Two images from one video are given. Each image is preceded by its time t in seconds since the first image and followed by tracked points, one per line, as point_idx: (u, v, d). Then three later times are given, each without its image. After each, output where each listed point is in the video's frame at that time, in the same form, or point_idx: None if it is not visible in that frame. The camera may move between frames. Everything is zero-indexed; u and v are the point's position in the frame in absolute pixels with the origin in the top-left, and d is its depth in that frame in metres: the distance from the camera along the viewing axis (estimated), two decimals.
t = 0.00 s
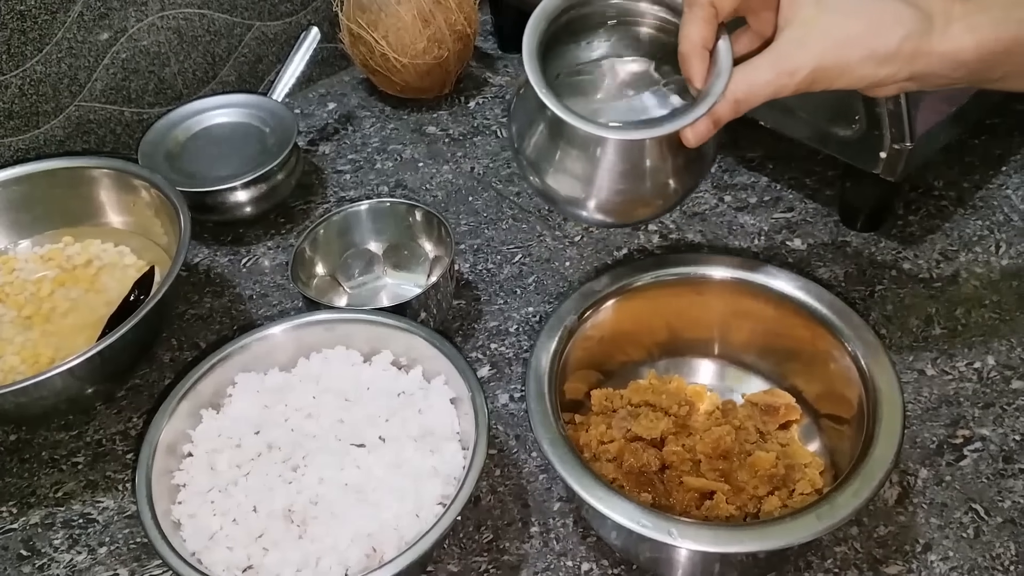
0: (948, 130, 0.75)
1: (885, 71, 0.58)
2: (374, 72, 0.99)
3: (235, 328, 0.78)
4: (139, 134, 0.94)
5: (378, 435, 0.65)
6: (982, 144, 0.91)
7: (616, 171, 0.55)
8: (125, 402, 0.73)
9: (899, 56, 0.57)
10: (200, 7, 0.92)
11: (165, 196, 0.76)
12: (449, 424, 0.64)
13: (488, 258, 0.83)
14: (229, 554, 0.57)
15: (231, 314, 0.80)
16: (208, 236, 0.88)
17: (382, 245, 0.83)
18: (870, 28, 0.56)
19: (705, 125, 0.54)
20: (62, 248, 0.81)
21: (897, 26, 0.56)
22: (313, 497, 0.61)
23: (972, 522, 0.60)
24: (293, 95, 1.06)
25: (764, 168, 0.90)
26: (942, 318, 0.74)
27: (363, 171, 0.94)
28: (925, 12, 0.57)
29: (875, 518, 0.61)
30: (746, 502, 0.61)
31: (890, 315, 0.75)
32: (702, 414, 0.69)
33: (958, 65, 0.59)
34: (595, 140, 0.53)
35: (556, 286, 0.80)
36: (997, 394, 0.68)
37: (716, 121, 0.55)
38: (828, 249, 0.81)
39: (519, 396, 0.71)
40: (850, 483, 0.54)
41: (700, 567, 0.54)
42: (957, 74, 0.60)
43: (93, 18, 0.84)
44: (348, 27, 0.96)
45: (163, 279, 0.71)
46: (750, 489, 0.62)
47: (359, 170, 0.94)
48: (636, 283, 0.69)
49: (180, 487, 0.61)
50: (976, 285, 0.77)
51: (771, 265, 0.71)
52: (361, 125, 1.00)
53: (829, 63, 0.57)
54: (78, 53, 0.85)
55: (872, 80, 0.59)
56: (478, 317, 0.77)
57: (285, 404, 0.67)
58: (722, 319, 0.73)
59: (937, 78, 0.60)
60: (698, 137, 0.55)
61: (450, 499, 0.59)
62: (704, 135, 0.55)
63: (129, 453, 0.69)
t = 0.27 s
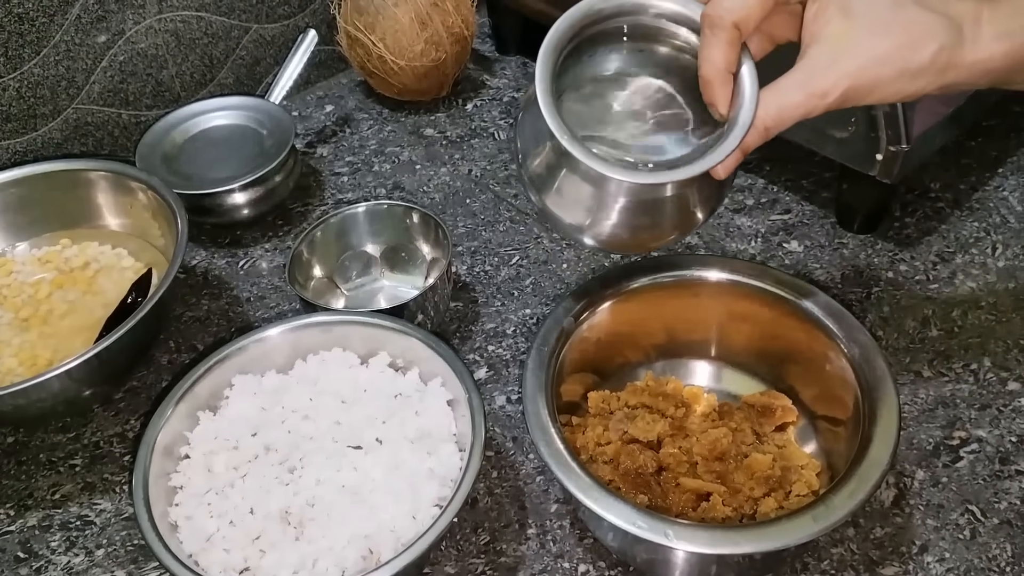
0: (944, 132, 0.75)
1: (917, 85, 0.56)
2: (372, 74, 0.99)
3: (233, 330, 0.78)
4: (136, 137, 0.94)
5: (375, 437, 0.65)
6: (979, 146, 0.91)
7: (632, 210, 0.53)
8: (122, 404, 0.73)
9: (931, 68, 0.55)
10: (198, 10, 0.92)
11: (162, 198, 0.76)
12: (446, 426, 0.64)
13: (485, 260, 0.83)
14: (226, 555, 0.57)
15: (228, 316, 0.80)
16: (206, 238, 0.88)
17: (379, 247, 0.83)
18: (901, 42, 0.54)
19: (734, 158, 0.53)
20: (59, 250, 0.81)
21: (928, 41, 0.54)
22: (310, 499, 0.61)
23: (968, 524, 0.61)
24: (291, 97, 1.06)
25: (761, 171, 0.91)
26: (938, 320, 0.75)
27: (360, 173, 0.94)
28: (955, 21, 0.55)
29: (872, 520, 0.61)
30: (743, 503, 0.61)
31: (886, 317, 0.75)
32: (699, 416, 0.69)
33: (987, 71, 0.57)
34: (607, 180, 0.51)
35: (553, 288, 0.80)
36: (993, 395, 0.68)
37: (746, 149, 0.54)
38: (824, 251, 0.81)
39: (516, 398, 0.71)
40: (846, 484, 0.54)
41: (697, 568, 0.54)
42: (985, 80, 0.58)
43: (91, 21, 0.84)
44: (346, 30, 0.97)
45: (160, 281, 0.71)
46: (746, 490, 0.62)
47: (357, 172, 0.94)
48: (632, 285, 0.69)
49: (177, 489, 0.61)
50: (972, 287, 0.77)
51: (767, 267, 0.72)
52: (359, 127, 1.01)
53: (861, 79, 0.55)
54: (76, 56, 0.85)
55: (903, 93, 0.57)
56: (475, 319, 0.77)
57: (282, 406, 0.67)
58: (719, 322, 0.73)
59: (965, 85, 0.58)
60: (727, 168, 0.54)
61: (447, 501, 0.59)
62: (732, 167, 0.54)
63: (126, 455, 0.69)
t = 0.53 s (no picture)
0: (944, 129, 0.75)
1: (925, 90, 0.56)
2: (372, 72, 0.99)
3: (233, 327, 0.78)
4: (136, 135, 0.94)
5: (375, 434, 0.65)
6: (979, 143, 0.91)
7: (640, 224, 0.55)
8: (122, 401, 0.73)
9: (940, 75, 0.55)
10: (198, 8, 0.92)
11: (162, 196, 0.76)
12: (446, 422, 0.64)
13: (485, 257, 0.83)
14: (226, 552, 0.57)
15: (228, 314, 0.80)
16: (206, 236, 0.88)
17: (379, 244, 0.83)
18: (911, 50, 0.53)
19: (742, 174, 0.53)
20: (60, 248, 0.81)
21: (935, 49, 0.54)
22: (310, 496, 0.61)
23: (968, 520, 0.61)
24: (291, 95, 1.06)
25: (761, 168, 0.91)
26: (938, 316, 0.75)
27: (360, 170, 0.94)
28: (963, 25, 0.54)
29: (871, 516, 0.61)
30: (742, 500, 0.61)
31: (886, 313, 0.75)
32: (698, 413, 0.69)
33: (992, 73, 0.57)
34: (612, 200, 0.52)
35: (553, 286, 0.80)
36: (993, 392, 0.68)
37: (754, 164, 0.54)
38: (824, 248, 0.81)
39: (516, 395, 0.71)
40: (845, 480, 0.54)
41: (696, 564, 0.55)
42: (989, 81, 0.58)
43: (91, 19, 0.85)
44: (346, 27, 0.97)
45: (160, 279, 0.71)
46: (745, 487, 0.62)
47: (357, 170, 0.94)
48: (632, 282, 0.69)
49: (178, 486, 0.61)
50: (972, 283, 0.77)
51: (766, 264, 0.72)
52: (359, 125, 1.01)
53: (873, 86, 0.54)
54: (76, 54, 0.85)
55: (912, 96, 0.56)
56: (475, 316, 0.77)
57: (282, 403, 0.67)
58: (718, 319, 0.73)
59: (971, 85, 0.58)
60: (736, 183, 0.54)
61: (447, 497, 0.59)
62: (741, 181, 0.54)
63: (127, 452, 0.69)
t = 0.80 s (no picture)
0: (943, 128, 0.75)
1: (921, 73, 0.55)
2: (372, 72, 0.99)
3: (233, 327, 0.78)
4: (137, 135, 0.94)
5: (374, 433, 0.65)
6: (978, 142, 0.91)
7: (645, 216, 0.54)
8: (123, 401, 0.74)
9: (936, 57, 0.55)
10: (198, 8, 0.92)
11: (161, 195, 0.76)
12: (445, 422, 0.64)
13: (485, 257, 0.84)
14: (226, 551, 0.57)
15: (228, 313, 0.80)
16: (206, 235, 0.88)
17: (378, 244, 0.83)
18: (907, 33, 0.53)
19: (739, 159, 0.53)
20: (60, 248, 0.81)
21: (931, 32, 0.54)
22: (310, 495, 0.61)
23: (967, 519, 0.61)
24: (291, 95, 1.06)
25: (761, 167, 0.91)
26: (937, 316, 0.75)
27: (360, 170, 0.94)
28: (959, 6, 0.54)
29: (870, 515, 0.61)
30: (740, 499, 0.62)
31: (885, 313, 0.75)
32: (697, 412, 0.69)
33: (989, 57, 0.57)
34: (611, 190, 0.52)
35: (553, 285, 0.80)
36: (992, 391, 0.68)
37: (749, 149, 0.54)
38: (824, 247, 0.81)
39: (515, 394, 0.71)
40: (843, 480, 0.54)
41: (695, 563, 0.55)
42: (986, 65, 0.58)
43: (91, 19, 0.85)
44: (346, 27, 0.97)
45: (160, 279, 0.71)
46: (744, 486, 0.62)
47: (357, 169, 0.95)
48: (631, 282, 0.69)
49: (178, 485, 0.61)
50: (971, 283, 0.77)
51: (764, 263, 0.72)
52: (359, 125, 1.01)
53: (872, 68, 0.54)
54: (76, 54, 0.85)
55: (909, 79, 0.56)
56: (474, 316, 0.77)
57: (282, 403, 0.67)
58: (717, 318, 0.73)
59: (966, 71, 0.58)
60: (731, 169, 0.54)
61: (446, 496, 0.60)
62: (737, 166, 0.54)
63: (127, 451, 0.70)
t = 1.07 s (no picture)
0: (944, 131, 0.76)
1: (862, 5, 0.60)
2: (374, 74, 1.00)
3: (236, 329, 0.79)
4: (140, 137, 0.95)
5: (376, 435, 0.65)
6: (978, 144, 0.91)
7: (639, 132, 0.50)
8: (126, 402, 0.74)
9: None
10: (201, 11, 0.93)
11: (164, 197, 0.77)
12: (447, 423, 0.64)
13: (487, 259, 0.84)
14: (228, 552, 0.57)
15: (231, 315, 0.80)
16: (209, 237, 0.88)
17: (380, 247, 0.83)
18: None
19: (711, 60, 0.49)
20: (64, 250, 0.82)
21: None
22: (312, 497, 0.61)
23: (968, 520, 0.61)
24: (293, 97, 1.07)
25: (762, 170, 0.91)
26: (938, 317, 0.75)
27: (362, 173, 0.95)
28: None
29: (871, 516, 0.61)
30: (742, 500, 0.62)
31: (886, 315, 0.75)
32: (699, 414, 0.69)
33: (968, 12, 0.62)
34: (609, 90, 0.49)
35: (555, 287, 0.80)
36: (993, 393, 0.69)
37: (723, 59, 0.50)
38: (825, 249, 0.81)
39: (517, 396, 0.71)
40: (843, 481, 0.54)
41: (697, 564, 0.55)
42: (963, 35, 0.64)
43: (94, 22, 0.85)
44: (348, 30, 0.97)
45: (163, 281, 0.71)
46: (745, 487, 0.62)
47: (359, 172, 0.95)
48: (632, 284, 0.69)
49: (180, 486, 0.61)
50: (972, 285, 0.77)
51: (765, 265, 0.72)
52: (361, 127, 1.01)
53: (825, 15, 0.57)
54: (80, 57, 0.86)
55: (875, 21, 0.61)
56: (476, 318, 0.78)
57: (284, 404, 0.67)
58: (718, 320, 0.73)
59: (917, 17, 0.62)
60: (702, 74, 0.49)
61: (448, 497, 0.60)
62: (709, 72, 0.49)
63: (130, 453, 0.70)
